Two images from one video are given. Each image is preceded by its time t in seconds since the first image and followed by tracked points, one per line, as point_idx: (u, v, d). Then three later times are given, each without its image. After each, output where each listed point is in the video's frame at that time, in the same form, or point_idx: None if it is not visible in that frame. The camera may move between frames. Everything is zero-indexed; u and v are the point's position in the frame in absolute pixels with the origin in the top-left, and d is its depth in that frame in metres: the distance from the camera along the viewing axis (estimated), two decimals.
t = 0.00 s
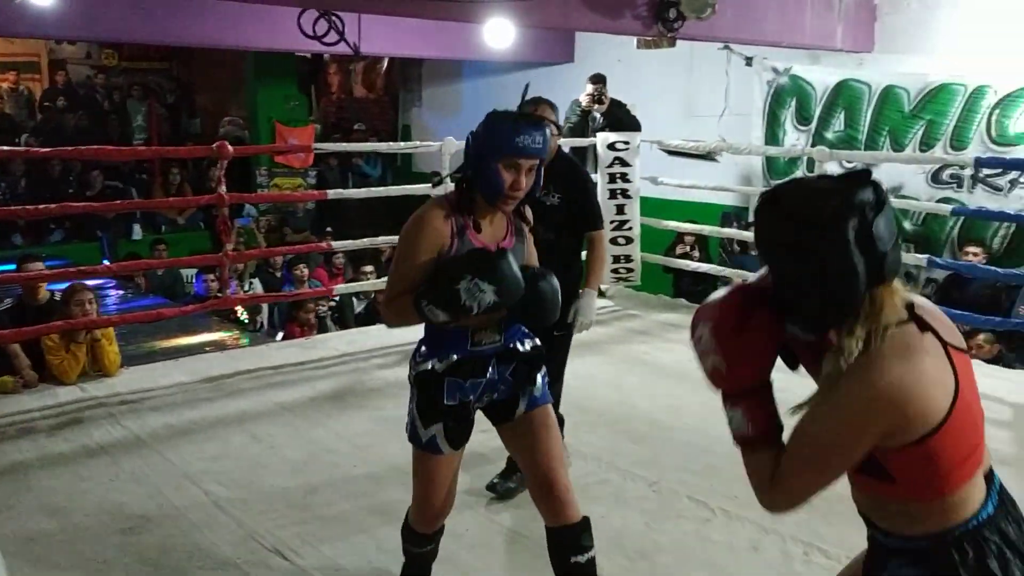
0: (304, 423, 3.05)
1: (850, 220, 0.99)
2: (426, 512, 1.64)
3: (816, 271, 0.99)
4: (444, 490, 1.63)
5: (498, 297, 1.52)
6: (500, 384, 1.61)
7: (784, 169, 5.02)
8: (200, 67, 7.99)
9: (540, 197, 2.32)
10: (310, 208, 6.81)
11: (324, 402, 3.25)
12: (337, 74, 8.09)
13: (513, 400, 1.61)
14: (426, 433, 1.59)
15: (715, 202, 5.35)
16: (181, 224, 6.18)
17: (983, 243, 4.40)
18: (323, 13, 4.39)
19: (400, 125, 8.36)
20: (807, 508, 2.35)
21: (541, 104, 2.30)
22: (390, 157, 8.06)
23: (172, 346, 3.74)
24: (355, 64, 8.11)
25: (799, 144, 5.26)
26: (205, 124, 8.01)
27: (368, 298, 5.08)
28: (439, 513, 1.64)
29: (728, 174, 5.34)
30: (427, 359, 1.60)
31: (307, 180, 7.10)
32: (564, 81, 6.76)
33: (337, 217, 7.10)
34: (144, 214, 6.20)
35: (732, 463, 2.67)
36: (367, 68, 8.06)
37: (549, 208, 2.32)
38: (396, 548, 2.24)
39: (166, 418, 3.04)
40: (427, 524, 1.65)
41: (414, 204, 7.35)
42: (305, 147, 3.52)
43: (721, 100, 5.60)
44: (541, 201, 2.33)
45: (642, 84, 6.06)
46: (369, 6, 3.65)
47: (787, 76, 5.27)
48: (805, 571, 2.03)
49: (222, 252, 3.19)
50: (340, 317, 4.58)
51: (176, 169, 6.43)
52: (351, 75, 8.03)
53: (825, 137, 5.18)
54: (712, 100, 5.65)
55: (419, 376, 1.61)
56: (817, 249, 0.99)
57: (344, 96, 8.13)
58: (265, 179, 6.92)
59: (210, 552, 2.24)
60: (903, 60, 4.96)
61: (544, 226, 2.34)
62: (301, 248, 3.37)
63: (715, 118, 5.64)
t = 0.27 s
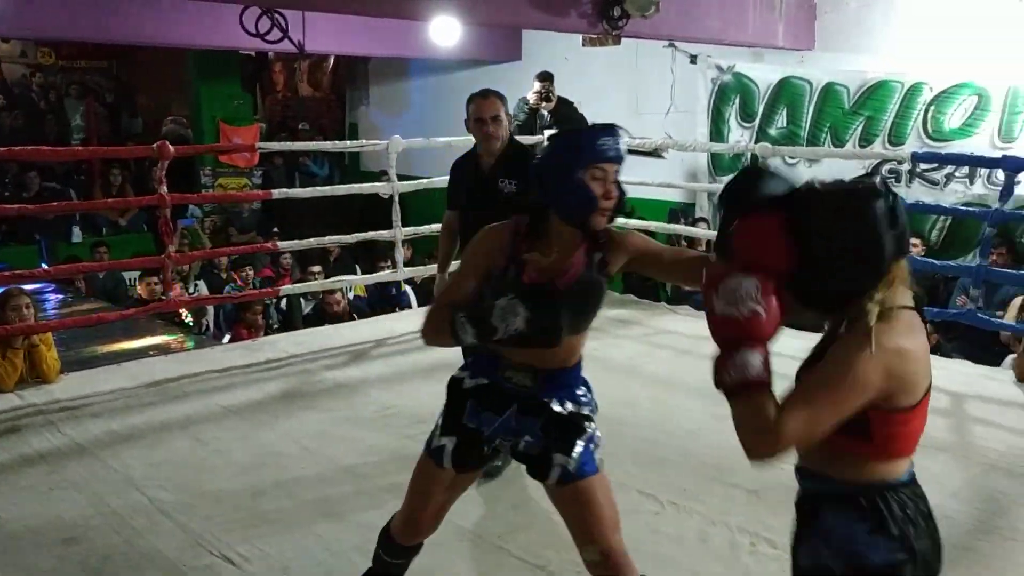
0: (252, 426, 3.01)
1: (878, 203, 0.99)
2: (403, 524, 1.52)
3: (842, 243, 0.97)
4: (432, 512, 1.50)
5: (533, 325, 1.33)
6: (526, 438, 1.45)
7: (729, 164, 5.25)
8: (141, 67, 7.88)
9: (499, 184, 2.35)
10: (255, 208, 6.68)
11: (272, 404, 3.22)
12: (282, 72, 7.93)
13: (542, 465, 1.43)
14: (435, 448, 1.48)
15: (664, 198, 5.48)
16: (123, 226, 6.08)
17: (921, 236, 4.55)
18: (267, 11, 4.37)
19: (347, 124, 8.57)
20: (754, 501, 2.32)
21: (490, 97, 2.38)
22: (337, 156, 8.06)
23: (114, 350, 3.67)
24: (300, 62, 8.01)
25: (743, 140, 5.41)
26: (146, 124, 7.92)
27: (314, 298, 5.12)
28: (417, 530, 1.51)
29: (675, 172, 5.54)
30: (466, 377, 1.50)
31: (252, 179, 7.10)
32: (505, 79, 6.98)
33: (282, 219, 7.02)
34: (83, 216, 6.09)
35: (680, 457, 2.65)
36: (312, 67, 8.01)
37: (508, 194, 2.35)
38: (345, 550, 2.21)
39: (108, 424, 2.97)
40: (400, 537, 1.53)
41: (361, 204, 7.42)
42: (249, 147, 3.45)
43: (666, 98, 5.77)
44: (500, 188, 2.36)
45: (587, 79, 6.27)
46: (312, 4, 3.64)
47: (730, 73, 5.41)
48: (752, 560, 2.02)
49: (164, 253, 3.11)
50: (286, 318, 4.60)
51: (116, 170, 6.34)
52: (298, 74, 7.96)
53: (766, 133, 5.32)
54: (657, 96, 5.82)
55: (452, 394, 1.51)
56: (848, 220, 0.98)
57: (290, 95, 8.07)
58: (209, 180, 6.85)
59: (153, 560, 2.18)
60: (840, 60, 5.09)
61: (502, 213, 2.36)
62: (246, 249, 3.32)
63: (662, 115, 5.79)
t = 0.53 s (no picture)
0: (191, 432, 2.95)
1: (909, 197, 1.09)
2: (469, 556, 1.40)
3: (862, 234, 1.10)
4: (509, 533, 1.40)
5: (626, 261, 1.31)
6: (580, 417, 1.42)
7: (667, 162, 5.43)
8: (71, 66, 7.66)
9: (453, 178, 2.53)
10: (192, 210, 6.56)
11: (212, 409, 3.16)
12: (218, 71, 7.78)
13: (590, 445, 1.42)
14: (489, 458, 1.39)
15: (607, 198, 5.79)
16: (54, 229, 5.89)
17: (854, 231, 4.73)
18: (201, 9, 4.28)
19: (286, 124, 8.47)
20: (695, 492, 2.37)
21: (440, 95, 2.55)
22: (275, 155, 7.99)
23: (45, 357, 3.56)
24: (236, 61, 7.85)
25: (682, 138, 5.52)
26: (77, 124, 7.70)
27: (256, 301, 5.04)
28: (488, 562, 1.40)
29: (618, 170, 5.77)
30: (495, 371, 1.42)
31: (189, 180, 6.94)
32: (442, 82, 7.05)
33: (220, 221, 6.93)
34: (11, 219, 5.89)
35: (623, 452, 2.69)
36: (249, 66, 7.88)
37: (462, 187, 2.53)
38: (287, 554, 2.18)
39: (40, 433, 2.88)
40: None
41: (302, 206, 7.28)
42: (184, 146, 3.33)
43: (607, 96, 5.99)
44: (454, 180, 2.53)
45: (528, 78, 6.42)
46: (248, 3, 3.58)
47: (668, 72, 5.51)
48: (695, 551, 2.04)
49: (96, 257, 3.02)
50: (226, 322, 4.50)
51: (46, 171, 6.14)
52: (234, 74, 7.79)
53: (704, 131, 5.43)
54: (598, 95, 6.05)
55: (479, 397, 1.42)
56: (869, 213, 1.10)
57: (226, 95, 7.99)
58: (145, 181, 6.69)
59: (86, 571, 2.12)
60: (777, 58, 5.31)
61: (455, 206, 2.55)
62: (181, 251, 3.23)
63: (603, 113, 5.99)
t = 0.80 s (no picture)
0: (114, 442, 2.84)
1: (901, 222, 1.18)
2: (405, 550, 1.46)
3: (850, 244, 1.17)
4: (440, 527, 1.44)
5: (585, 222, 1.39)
6: (513, 413, 1.45)
7: (598, 162, 5.48)
8: None
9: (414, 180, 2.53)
10: (114, 212, 6.31)
11: (136, 419, 3.04)
12: (139, 69, 7.61)
13: (525, 439, 1.46)
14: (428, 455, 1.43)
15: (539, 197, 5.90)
16: None
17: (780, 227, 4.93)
18: (119, 4, 4.13)
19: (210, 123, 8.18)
20: (630, 488, 2.40)
21: (404, 96, 2.50)
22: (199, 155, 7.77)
23: None
24: (158, 59, 7.71)
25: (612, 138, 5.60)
26: None
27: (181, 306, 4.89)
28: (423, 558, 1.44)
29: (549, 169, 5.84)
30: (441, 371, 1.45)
31: (109, 182, 6.67)
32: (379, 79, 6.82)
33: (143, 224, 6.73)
34: None
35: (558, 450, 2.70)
36: (172, 63, 7.69)
37: (426, 190, 2.53)
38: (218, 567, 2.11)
39: None
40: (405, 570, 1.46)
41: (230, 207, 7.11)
42: (105, 148, 3.24)
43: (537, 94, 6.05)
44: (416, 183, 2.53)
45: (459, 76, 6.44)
46: None
47: (597, 72, 5.60)
48: (632, 547, 2.07)
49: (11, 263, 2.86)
50: (150, 329, 4.35)
51: None
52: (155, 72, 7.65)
53: (633, 130, 5.52)
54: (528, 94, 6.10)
55: (423, 397, 1.45)
56: (856, 224, 1.17)
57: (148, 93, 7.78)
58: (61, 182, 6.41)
59: None
60: (704, 58, 5.44)
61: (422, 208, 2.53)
62: (103, 256, 3.12)
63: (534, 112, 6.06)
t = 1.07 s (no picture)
0: (26, 462, 2.68)
1: (830, 171, 1.38)
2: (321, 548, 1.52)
3: (801, 202, 1.39)
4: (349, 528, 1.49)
5: (462, 255, 1.38)
6: (397, 417, 1.46)
7: (525, 162, 5.50)
8: None
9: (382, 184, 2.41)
10: (20, 218, 5.98)
11: (49, 436, 2.88)
12: (48, 68, 7.26)
13: (413, 443, 1.47)
14: (322, 469, 1.44)
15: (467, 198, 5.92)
16: None
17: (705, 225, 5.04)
18: None
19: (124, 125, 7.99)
20: (568, 489, 2.41)
21: (375, 102, 2.59)
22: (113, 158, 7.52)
23: None
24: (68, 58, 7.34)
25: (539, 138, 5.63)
26: None
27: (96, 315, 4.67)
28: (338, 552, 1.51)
29: (477, 170, 5.83)
30: (322, 390, 1.44)
31: (17, 186, 6.31)
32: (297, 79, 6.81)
33: (53, 228, 6.45)
34: None
35: (494, 453, 2.69)
36: (82, 62, 7.36)
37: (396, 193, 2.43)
38: None
39: None
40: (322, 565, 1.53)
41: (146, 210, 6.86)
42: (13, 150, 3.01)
43: (463, 94, 6.02)
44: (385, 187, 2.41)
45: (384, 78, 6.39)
46: None
47: (523, 73, 5.62)
48: (571, 550, 2.07)
49: None
50: (64, 340, 4.13)
51: None
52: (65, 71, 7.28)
53: (560, 131, 5.56)
54: (454, 95, 6.07)
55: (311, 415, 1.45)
56: (803, 184, 1.38)
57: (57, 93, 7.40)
58: None
59: None
60: (629, 60, 5.52)
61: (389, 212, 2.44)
62: (10, 264, 2.92)
63: (460, 113, 6.07)
